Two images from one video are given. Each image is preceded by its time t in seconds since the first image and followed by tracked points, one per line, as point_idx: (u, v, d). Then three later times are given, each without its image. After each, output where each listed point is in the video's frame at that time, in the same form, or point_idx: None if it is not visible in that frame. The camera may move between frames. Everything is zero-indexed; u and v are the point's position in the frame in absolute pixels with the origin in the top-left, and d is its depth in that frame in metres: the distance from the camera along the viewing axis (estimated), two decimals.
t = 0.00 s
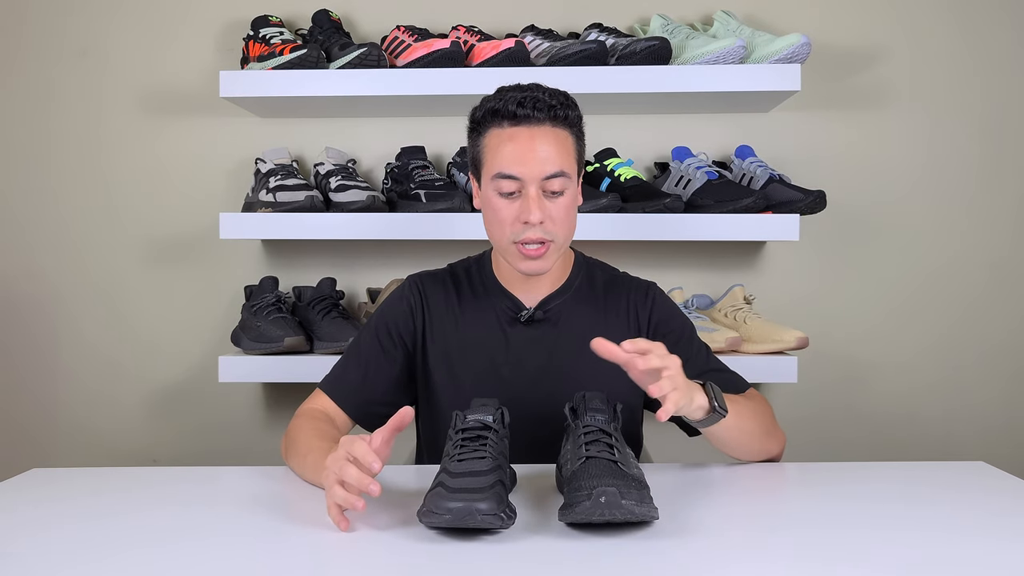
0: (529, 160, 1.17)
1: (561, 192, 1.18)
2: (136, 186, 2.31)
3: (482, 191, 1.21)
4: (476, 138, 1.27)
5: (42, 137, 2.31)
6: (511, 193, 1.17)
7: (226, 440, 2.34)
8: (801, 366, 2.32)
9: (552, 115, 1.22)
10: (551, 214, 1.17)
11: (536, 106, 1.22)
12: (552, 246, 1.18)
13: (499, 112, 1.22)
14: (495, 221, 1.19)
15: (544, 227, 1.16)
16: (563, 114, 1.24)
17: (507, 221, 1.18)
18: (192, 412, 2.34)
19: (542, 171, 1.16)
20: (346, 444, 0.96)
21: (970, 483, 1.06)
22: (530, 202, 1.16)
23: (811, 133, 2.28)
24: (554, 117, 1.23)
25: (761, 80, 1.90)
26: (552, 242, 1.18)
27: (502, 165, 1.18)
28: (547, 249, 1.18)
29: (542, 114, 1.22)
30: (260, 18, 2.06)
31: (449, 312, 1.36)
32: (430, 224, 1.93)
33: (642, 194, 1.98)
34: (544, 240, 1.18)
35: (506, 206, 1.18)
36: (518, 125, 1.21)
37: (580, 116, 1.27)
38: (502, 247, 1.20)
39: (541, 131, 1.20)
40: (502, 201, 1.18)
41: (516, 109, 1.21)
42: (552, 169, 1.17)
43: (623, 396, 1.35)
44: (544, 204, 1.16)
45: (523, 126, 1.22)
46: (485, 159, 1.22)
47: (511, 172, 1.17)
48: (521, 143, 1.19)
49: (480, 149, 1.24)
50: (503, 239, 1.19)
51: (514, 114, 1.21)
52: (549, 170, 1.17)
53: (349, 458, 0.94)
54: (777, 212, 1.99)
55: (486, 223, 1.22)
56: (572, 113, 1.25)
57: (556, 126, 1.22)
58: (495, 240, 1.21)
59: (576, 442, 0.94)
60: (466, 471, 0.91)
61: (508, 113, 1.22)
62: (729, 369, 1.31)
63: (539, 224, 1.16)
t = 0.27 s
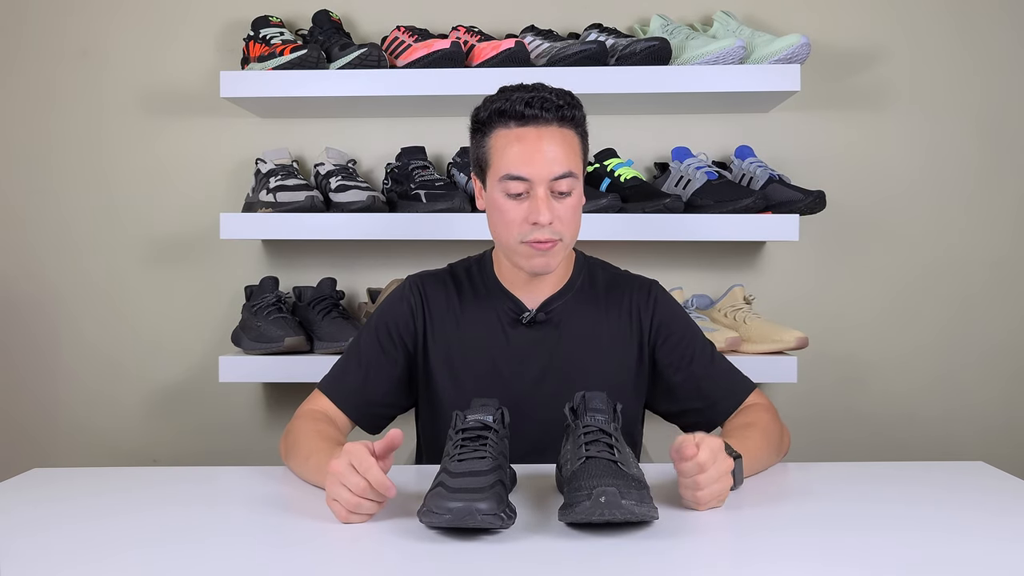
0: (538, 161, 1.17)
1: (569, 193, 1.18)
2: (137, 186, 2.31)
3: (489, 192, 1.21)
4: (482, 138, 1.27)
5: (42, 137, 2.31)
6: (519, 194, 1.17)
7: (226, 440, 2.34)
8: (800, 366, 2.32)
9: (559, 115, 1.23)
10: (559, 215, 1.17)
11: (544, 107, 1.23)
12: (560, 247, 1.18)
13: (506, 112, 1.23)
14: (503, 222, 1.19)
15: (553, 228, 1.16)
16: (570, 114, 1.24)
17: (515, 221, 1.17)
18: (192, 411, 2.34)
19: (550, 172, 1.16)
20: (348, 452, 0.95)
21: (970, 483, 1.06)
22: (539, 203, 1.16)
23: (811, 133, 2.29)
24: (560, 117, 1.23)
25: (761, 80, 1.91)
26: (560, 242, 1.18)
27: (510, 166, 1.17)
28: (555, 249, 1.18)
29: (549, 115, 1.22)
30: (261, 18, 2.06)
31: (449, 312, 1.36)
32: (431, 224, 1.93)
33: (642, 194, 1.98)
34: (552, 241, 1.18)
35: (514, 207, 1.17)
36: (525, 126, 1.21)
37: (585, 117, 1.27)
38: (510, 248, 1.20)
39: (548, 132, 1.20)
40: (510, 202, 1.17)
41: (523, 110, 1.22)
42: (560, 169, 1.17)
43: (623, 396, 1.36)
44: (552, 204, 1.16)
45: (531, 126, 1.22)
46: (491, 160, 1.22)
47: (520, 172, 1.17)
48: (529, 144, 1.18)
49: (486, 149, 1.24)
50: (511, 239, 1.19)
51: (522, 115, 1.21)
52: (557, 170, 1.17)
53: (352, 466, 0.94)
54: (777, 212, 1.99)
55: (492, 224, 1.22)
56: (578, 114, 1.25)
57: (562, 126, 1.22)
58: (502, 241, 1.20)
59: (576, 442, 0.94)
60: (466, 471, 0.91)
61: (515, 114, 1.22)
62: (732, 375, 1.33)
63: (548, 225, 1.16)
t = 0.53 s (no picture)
0: (538, 159, 1.17)
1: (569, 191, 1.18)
2: (137, 187, 2.32)
3: (490, 190, 1.21)
4: (482, 138, 1.27)
5: (42, 137, 2.31)
6: (520, 192, 1.17)
7: (226, 439, 2.34)
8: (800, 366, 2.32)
9: (560, 113, 1.23)
10: (559, 213, 1.17)
11: (545, 105, 1.23)
12: (560, 245, 1.18)
13: (506, 111, 1.23)
14: (504, 221, 1.19)
15: (553, 227, 1.16)
16: (571, 113, 1.24)
17: (515, 220, 1.17)
18: (193, 411, 2.34)
19: (550, 169, 1.16)
20: (349, 453, 0.95)
21: (970, 484, 1.06)
22: (539, 201, 1.16)
23: (811, 133, 2.29)
24: (561, 116, 1.23)
25: (761, 80, 1.91)
26: (560, 241, 1.18)
27: (510, 164, 1.18)
28: (555, 248, 1.18)
29: (550, 113, 1.23)
30: (261, 18, 2.06)
31: (449, 313, 1.36)
32: (430, 224, 1.93)
33: (642, 194, 1.98)
34: (552, 239, 1.17)
35: (515, 206, 1.17)
36: (525, 124, 1.21)
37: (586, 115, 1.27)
38: (510, 246, 1.20)
39: (549, 130, 1.20)
40: (511, 200, 1.17)
41: (524, 108, 1.22)
42: (561, 168, 1.17)
43: (623, 396, 1.36)
44: (552, 202, 1.16)
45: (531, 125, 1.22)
46: (492, 158, 1.22)
47: (520, 171, 1.17)
48: (529, 142, 1.19)
49: (487, 148, 1.24)
50: (511, 237, 1.18)
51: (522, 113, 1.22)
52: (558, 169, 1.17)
53: (352, 466, 0.94)
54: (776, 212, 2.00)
55: (492, 223, 1.22)
56: (579, 113, 1.25)
57: (563, 124, 1.23)
58: (503, 239, 1.20)
59: (576, 442, 0.94)
60: (466, 471, 0.91)
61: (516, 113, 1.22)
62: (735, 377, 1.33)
63: (548, 223, 1.16)
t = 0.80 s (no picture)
0: (524, 134, 1.20)
1: (554, 166, 1.19)
2: (138, 188, 2.32)
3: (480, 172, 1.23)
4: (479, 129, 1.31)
5: (42, 138, 2.31)
6: (505, 166, 1.19)
7: (226, 439, 2.34)
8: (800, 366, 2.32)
9: (550, 99, 1.25)
10: (542, 187, 1.18)
11: (535, 88, 1.24)
12: (543, 221, 1.18)
13: (498, 96, 1.26)
14: (489, 197, 1.20)
15: (535, 200, 1.17)
16: (562, 100, 1.26)
17: (500, 192, 1.18)
18: (193, 412, 2.35)
19: (535, 143, 1.19)
20: (349, 453, 0.96)
21: (970, 483, 1.06)
22: (523, 174, 1.18)
23: (811, 133, 2.29)
24: (552, 101, 1.25)
25: (761, 80, 1.91)
26: (544, 217, 1.18)
27: (497, 140, 1.20)
28: (539, 224, 1.18)
29: (540, 98, 1.24)
30: (261, 19, 2.06)
31: (449, 312, 1.37)
32: (431, 224, 1.93)
33: (642, 194, 1.98)
34: (536, 214, 1.18)
35: (499, 181, 1.19)
36: (515, 107, 1.24)
37: (581, 106, 1.29)
38: (496, 223, 1.21)
39: (537, 111, 1.23)
40: (496, 175, 1.19)
41: (514, 92, 1.25)
42: (545, 142, 1.19)
43: (623, 396, 1.37)
44: (536, 176, 1.18)
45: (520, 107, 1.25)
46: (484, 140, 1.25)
47: (505, 144, 1.19)
48: (517, 121, 1.21)
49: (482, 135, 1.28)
50: (496, 211, 1.19)
51: (512, 97, 1.24)
52: (543, 144, 1.19)
53: (353, 466, 0.94)
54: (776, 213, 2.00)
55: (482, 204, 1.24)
56: (572, 102, 1.27)
57: (552, 108, 1.25)
58: (489, 216, 1.21)
59: (576, 442, 0.94)
60: (466, 471, 0.92)
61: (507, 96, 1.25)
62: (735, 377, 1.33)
63: (530, 194, 1.17)
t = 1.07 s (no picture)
0: (522, 147, 1.19)
1: (553, 177, 1.20)
2: (138, 188, 2.32)
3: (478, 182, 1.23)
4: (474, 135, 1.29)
5: (42, 139, 2.31)
6: (503, 180, 1.19)
7: (226, 439, 2.35)
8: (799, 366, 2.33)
9: (546, 107, 1.24)
10: (541, 201, 1.18)
11: (529, 98, 1.23)
12: (543, 233, 1.19)
13: (493, 105, 1.24)
14: (488, 210, 1.20)
15: (535, 214, 1.17)
16: (557, 107, 1.25)
17: (499, 207, 1.18)
18: (193, 412, 2.35)
19: (532, 157, 1.19)
20: (352, 452, 0.96)
21: (970, 484, 1.06)
22: (521, 188, 1.18)
23: (811, 133, 2.29)
24: (547, 109, 1.24)
25: (760, 81, 1.91)
26: (544, 229, 1.19)
27: (495, 153, 1.19)
28: (539, 236, 1.19)
29: (535, 107, 1.23)
30: (261, 19, 2.06)
31: (450, 311, 1.37)
32: (430, 223, 1.93)
33: (642, 194, 1.98)
34: (536, 227, 1.18)
35: (498, 194, 1.19)
36: (511, 117, 1.23)
37: (577, 109, 1.28)
38: (496, 235, 1.21)
39: (533, 122, 1.22)
40: (495, 189, 1.19)
41: (508, 101, 1.23)
42: (542, 155, 1.19)
43: (624, 397, 1.37)
44: (535, 190, 1.18)
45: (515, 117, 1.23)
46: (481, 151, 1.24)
47: (502, 159, 1.19)
48: (514, 133, 1.21)
49: (478, 143, 1.27)
50: (495, 226, 1.19)
51: (506, 107, 1.23)
52: (539, 157, 1.19)
53: (355, 465, 0.95)
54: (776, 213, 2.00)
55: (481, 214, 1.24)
56: (568, 108, 1.26)
57: (548, 116, 1.24)
58: (489, 228, 1.22)
59: (576, 442, 0.94)
60: (466, 471, 0.92)
61: (501, 106, 1.24)
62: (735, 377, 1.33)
63: (530, 209, 1.17)
